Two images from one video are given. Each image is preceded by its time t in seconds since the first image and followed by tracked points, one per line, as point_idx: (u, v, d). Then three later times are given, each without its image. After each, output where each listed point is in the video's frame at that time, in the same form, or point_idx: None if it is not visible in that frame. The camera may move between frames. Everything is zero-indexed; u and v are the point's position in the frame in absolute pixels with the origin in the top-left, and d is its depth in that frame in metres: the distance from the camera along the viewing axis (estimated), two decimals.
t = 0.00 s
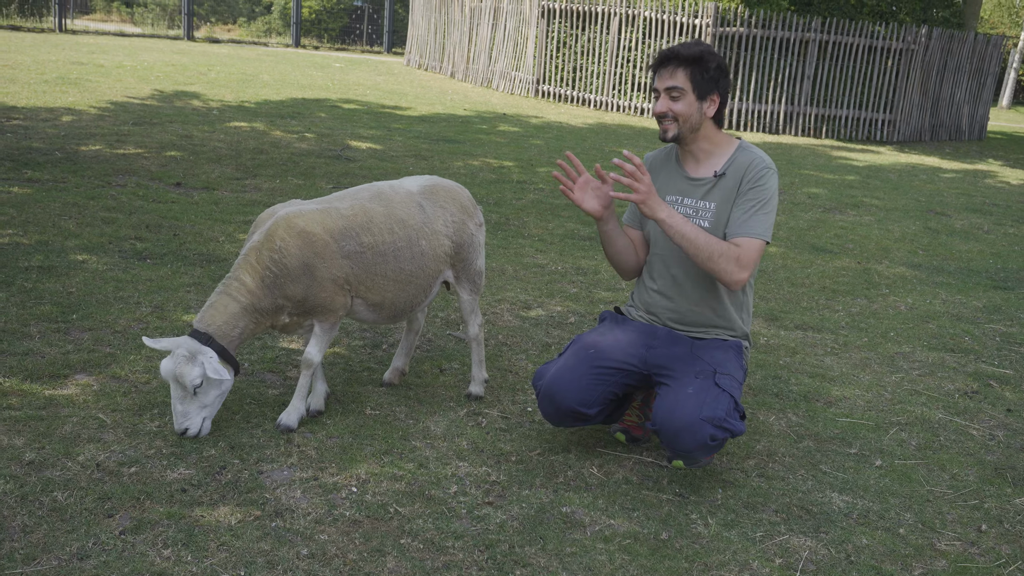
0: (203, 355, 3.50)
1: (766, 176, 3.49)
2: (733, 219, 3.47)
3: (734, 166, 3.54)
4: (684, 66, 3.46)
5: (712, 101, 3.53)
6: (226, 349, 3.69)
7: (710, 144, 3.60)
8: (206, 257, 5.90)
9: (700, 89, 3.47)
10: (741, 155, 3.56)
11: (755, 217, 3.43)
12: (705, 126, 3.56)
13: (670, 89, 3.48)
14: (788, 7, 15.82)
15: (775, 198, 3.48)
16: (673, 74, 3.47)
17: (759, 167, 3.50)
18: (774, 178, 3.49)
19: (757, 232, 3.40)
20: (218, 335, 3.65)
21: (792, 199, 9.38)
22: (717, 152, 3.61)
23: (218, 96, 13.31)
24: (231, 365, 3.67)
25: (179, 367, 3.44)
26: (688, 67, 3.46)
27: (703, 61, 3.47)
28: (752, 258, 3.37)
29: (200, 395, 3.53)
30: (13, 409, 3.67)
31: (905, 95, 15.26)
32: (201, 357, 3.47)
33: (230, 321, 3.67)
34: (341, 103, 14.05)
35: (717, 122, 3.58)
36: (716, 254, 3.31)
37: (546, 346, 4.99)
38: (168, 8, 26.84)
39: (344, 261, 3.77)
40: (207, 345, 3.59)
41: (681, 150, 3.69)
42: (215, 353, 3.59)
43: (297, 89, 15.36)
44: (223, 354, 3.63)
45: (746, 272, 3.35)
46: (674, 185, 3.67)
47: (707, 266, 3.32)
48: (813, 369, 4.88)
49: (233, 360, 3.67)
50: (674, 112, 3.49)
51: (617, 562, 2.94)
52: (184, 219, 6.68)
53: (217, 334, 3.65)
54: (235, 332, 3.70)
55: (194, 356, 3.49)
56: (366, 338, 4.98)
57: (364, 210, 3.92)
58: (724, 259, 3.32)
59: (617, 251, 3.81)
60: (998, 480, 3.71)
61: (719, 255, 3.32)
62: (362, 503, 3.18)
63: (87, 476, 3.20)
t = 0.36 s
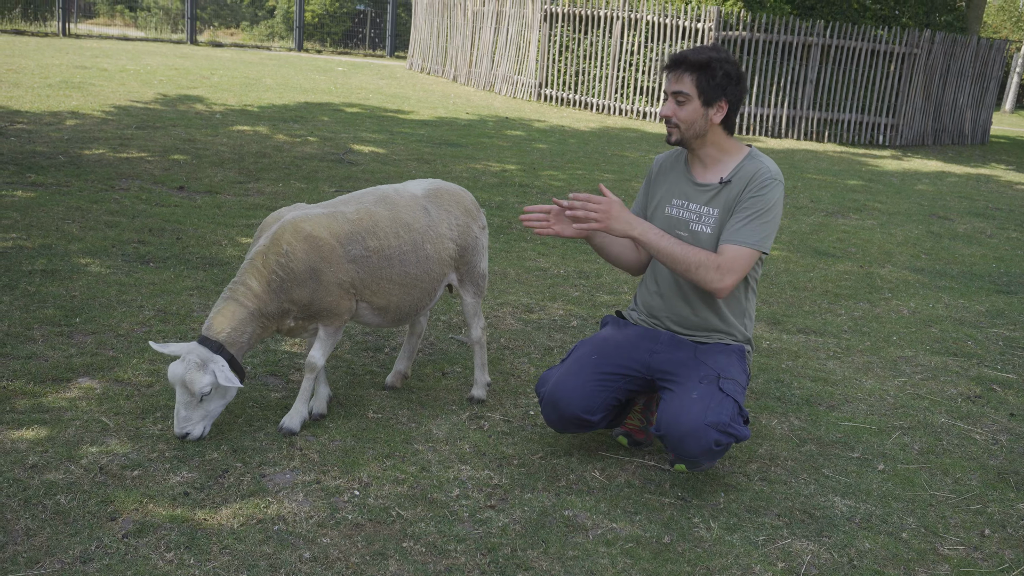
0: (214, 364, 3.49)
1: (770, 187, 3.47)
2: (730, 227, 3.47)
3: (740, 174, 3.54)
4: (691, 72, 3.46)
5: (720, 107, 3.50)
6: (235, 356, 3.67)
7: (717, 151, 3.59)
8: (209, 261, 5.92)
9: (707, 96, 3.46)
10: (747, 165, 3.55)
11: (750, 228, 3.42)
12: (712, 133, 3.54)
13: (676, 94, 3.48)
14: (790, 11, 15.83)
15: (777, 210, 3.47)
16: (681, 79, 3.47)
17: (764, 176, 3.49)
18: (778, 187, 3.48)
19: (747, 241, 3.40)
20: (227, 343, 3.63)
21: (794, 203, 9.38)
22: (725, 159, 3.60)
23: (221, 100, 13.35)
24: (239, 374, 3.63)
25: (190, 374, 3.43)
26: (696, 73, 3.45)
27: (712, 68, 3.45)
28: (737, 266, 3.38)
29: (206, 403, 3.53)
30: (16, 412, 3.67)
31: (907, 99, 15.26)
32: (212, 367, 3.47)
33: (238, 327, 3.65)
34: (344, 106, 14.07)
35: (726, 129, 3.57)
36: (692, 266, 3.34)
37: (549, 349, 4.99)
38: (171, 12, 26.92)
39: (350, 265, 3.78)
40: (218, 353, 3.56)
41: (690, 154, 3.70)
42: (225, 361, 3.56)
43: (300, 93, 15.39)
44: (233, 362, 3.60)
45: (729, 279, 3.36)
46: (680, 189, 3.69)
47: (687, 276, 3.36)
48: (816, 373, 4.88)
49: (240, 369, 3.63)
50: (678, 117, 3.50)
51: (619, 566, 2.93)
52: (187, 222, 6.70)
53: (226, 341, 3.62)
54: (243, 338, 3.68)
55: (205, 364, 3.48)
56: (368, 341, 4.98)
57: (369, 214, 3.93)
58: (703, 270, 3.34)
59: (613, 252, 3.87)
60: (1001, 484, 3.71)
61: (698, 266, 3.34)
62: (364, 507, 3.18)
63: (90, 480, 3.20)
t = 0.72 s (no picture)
0: (219, 362, 3.47)
1: (777, 188, 3.46)
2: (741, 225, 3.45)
3: (746, 176, 3.53)
4: (701, 73, 3.46)
5: (729, 108, 3.50)
6: (240, 356, 3.67)
7: (726, 152, 3.59)
8: (210, 262, 5.92)
9: (717, 97, 3.46)
10: (754, 166, 3.55)
11: (756, 227, 3.40)
12: (721, 134, 3.55)
13: (685, 94, 3.49)
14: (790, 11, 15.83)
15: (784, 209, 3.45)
16: (690, 80, 3.48)
17: (770, 178, 3.49)
18: (786, 188, 3.47)
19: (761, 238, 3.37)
20: (231, 342, 3.62)
21: (795, 204, 9.39)
22: (733, 161, 3.60)
23: (222, 101, 13.35)
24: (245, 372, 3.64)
25: (197, 375, 3.41)
26: (705, 73, 3.46)
27: (722, 69, 3.46)
28: (750, 258, 3.32)
29: (214, 403, 3.50)
30: (17, 414, 3.67)
31: (907, 99, 15.26)
32: (218, 365, 3.46)
33: (242, 327, 3.64)
34: (344, 108, 14.07)
35: (735, 131, 3.56)
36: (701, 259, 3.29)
37: (549, 350, 4.99)
38: (171, 13, 26.94)
39: (353, 266, 3.77)
40: (223, 353, 3.56)
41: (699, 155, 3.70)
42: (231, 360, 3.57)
43: (300, 94, 15.40)
44: (238, 361, 3.61)
45: (741, 272, 3.29)
46: (687, 190, 3.70)
47: (698, 270, 3.30)
48: (817, 373, 4.88)
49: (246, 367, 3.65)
50: (686, 118, 3.51)
51: (621, 566, 2.93)
52: (187, 223, 6.70)
53: (230, 342, 3.61)
54: (247, 338, 3.67)
55: (209, 364, 3.46)
56: (369, 342, 4.98)
57: (372, 214, 3.93)
58: (714, 262, 3.29)
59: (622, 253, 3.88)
60: (1002, 484, 3.71)
61: (708, 258, 3.29)
62: (366, 508, 3.18)
63: (90, 481, 3.20)
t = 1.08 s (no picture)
0: (227, 365, 3.49)
1: (786, 186, 3.45)
2: (755, 222, 3.44)
3: (753, 174, 3.53)
4: (710, 72, 3.45)
5: (737, 107, 3.52)
6: (246, 356, 3.67)
7: (735, 152, 3.59)
8: (213, 260, 5.92)
9: (727, 95, 3.46)
10: (761, 165, 3.54)
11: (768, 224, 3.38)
12: (730, 133, 3.55)
13: (696, 94, 3.47)
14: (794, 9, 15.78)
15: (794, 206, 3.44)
16: (701, 79, 3.46)
17: (778, 175, 3.48)
18: (795, 188, 3.45)
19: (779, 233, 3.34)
20: (237, 343, 3.62)
21: (798, 201, 9.37)
22: (740, 159, 3.59)
23: (225, 99, 13.36)
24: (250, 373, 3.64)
25: (204, 377, 3.42)
26: (715, 72, 3.45)
27: (731, 67, 3.46)
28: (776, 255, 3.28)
29: (221, 406, 3.51)
30: (21, 411, 3.69)
31: (912, 96, 15.23)
32: (226, 367, 3.47)
33: (246, 326, 3.65)
34: (347, 106, 14.07)
35: (742, 130, 3.57)
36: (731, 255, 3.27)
37: (552, 348, 4.99)
38: (175, 12, 26.97)
39: (356, 264, 3.78)
40: (230, 354, 3.56)
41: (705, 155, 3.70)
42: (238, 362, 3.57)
43: (304, 93, 15.41)
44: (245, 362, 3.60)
45: (770, 269, 3.27)
46: (693, 189, 3.69)
47: (728, 266, 3.27)
48: (820, 371, 4.87)
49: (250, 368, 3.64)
50: (699, 118, 3.48)
51: (623, 564, 2.93)
52: (191, 221, 6.71)
53: (236, 342, 3.62)
54: (252, 338, 3.68)
55: (217, 366, 3.48)
56: (372, 340, 4.99)
57: (375, 213, 3.94)
58: (744, 259, 3.26)
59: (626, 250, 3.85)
60: (1006, 482, 3.70)
61: (737, 255, 3.27)
62: (369, 506, 3.19)
63: (94, 479, 3.21)
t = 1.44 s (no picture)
0: (210, 358, 3.47)
1: (778, 183, 3.47)
2: (752, 221, 3.45)
3: (744, 171, 3.52)
4: (695, 69, 3.46)
5: (723, 102, 3.54)
6: (234, 352, 3.65)
7: (725, 146, 3.58)
8: (208, 259, 5.91)
9: (713, 91, 3.47)
10: (750, 161, 3.53)
11: (766, 225, 3.41)
12: (718, 128, 3.56)
13: (683, 93, 3.47)
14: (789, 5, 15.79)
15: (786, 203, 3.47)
16: (686, 78, 3.46)
17: (770, 172, 3.48)
18: (786, 185, 3.47)
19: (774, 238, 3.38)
20: (225, 338, 3.62)
21: (794, 198, 9.37)
22: (727, 155, 3.58)
23: (221, 98, 13.34)
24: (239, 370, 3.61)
25: (186, 370, 3.41)
26: (700, 69, 3.46)
27: (714, 63, 3.47)
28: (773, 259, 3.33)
29: (208, 401, 3.49)
30: (15, 411, 3.68)
31: (907, 93, 15.22)
32: (207, 360, 3.45)
33: (239, 324, 3.64)
34: (343, 104, 14.06)
35: (728, 124, 3.59)
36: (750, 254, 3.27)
37: (548, 345, 4.98)
38: (170, 11, 26.93)
39: (351, 262, 3.77)
40: (215, 348, 3.55)
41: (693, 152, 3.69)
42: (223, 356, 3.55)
43: (299, 91, 15.39)
44: (233, 357, 3.58)
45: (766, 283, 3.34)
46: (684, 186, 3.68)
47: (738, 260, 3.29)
48: (816, 367, 4.87)
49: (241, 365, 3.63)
50: (689, 116, 3.49)
51: (619, 561, 2.93)
52: (186, 220, 6.69)
53: (225, 337, 3.61)
54: (244, 334, 3.67)
55: (201, 360, 3.46)
56: (368, 338, 4.98)
57: (368, 210, 3.93)
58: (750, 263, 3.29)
59: (616, 245, 3.86)
60: (1002, 477, 3.70)
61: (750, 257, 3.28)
62: (364, 504, 3.18)
63: (88, 479, 3.20)
